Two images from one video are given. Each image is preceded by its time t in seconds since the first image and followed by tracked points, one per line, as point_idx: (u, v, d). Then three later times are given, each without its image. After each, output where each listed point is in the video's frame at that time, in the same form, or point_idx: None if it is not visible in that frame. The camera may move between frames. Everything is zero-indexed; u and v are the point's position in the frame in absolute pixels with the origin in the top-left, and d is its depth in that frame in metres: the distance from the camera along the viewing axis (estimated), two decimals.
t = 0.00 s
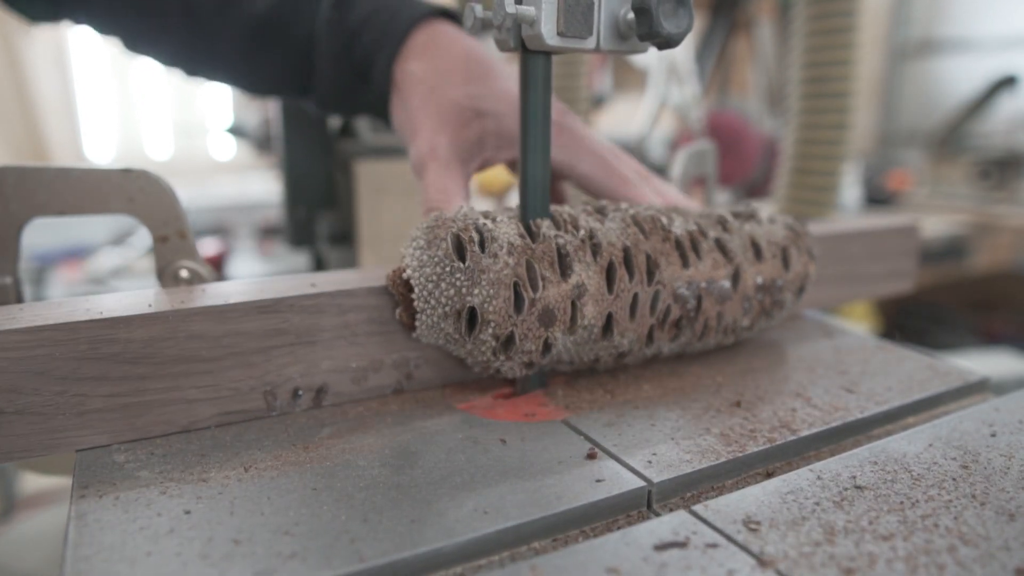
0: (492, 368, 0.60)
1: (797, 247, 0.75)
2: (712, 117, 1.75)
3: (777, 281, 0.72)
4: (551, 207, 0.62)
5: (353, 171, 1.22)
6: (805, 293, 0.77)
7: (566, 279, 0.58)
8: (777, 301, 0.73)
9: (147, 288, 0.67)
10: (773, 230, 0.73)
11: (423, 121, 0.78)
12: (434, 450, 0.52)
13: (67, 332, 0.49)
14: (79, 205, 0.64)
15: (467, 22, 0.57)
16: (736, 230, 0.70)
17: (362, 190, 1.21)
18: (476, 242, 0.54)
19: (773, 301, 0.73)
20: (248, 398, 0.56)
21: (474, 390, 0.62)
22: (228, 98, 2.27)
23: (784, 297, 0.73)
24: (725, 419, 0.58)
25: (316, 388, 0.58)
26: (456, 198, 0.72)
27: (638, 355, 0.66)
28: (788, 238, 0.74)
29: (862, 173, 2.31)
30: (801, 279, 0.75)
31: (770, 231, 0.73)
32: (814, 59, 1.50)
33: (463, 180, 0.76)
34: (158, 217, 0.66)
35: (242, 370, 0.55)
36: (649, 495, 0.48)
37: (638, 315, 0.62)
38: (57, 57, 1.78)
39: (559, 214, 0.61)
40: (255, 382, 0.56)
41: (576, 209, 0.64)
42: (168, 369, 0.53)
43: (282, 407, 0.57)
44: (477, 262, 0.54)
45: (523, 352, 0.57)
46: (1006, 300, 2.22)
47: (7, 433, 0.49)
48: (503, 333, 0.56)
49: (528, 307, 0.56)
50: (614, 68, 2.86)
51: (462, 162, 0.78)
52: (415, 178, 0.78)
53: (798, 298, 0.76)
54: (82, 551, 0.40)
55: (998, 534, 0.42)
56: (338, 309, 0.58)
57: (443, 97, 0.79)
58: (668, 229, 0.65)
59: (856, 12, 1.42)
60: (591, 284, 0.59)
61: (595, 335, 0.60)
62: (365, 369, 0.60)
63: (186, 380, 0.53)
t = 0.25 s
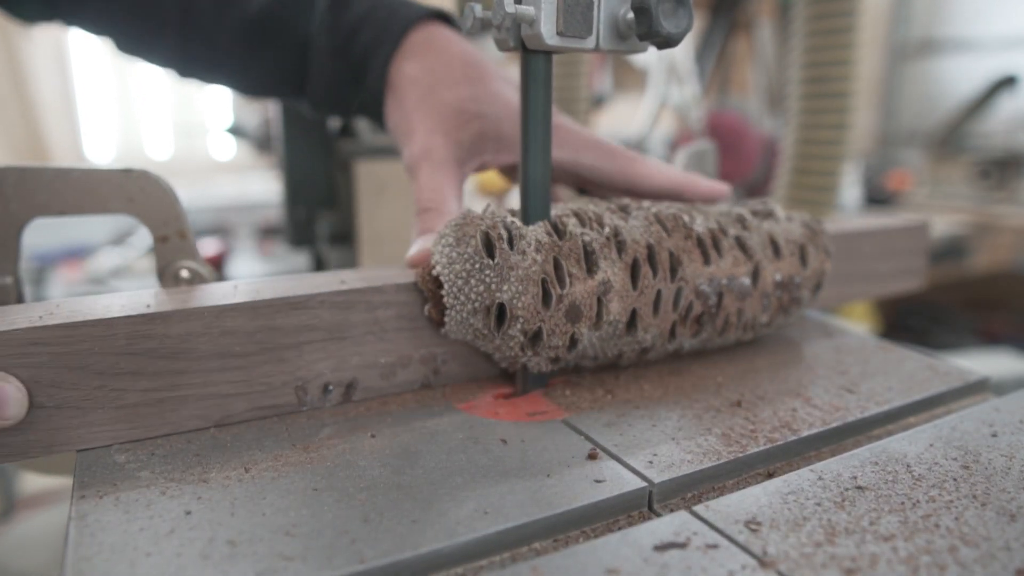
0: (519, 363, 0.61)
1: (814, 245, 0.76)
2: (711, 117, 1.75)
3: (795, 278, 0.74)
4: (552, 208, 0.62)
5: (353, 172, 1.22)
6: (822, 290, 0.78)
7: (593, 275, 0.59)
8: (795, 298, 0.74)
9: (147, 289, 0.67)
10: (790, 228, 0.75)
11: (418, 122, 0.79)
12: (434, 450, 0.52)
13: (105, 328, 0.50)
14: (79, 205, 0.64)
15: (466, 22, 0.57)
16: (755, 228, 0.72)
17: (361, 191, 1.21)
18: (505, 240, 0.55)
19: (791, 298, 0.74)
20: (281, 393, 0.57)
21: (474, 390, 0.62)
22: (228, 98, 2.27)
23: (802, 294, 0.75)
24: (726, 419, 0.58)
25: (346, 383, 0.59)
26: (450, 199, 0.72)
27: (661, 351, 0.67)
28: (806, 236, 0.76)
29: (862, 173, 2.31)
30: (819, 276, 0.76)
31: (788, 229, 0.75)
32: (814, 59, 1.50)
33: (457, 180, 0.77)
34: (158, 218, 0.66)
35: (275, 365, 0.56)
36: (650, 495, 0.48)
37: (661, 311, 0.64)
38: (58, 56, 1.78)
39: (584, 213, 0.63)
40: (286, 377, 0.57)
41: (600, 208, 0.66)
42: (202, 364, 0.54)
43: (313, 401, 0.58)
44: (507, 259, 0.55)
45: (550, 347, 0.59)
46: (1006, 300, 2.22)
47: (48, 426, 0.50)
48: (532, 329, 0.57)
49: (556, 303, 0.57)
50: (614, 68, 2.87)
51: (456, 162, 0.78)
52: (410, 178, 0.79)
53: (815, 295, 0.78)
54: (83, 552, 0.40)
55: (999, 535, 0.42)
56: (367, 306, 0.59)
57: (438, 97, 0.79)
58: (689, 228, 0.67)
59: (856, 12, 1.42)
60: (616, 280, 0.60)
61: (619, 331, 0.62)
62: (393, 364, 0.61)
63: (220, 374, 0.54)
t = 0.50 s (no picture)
0: (533, 360, 0.62)
1: (824, 243, 0.76)
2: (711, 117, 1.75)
3: (805, 277, 0.74)
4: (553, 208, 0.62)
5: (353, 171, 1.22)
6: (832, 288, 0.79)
7: (607, 273, 0.60)
8: (805, 296, 0.75)
9: (147, 289, 0.67)
10: (800, 227, 0.75)
11: (422, 119, 0.79)
12: (434, 449, 0.52)
13: (126, 326, 0.51)
14: (79, 205, 0.64)
15: (466, 22, 0.57)
16: (766, 227, 0.72)
17: (361, 191, 1.21)
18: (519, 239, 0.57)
19: (801, 296, 0.74)
20: (298, 390, 0.58)
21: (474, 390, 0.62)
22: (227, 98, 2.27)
23: (812, 292, 0.75)
24: (726, 419, 0.58)
25: (362, 380, 0.60)
26: (460, 195, 0.73)
27: (673, 348, 0.68)
28: (815, 235, 0.76)
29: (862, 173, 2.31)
30: (829, 274, 0.76)
31: (798, 228, 0.75)
32: (814, 59, 1.50)
33: (465, 177, 0.77)
34: (158, 217, 0.66)
35: (292, 362, 0.57)
36: (649, 495, 0.48)
37: (674, 308, 0.64)
38: (58, 57, 1.79)
39: (598, 211, 0.63)
40: (304, 374, 0.58)
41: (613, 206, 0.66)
42: (223, 360, 0.54)
43: (331, 398, 0.59)
44: (523, 256, 0.56)
45: (564, 344, 0.60)
46: (1006, 300, 2.22)
47: (71, 422, 0.51)
48: (546, 326, 0.58)
49: (570, 300, 0.58)
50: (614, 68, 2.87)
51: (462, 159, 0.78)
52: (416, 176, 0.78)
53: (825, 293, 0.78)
54: (83, 550, 0.40)
55: (998, 535, 0.42)
56: (384, 303, 0.59)
57: (441, 95, 0.79)
58: (701, 226, 0.67)
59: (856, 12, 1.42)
60: (630, 278, 0.61)
61: (632, 328, 0.62)
62: (409, 361, 0.62)
63: (239, 371, 0.55)
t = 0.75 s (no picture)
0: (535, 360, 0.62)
1: (825, 243, 0.76)
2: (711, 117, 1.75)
3: (807, 276, 0.74)
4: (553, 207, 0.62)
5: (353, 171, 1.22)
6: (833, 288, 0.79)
7: (609, 273, 0.60)
8: (807, 296, 0.75)
9: (147, 288, 0.67)
10: (801, 227, 0.75)
11: (423, 119, 0.79)
12: (434, 449, 0.52)
13: (130, 325, 0.51)
14: (79, 205, 0.64)
15: (467, 22, 0.57)
16: (767, 226, 0.72)
17: (361, 191, 1.21)
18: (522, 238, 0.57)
19: (803, 296, 0.75)
20: (301, 389, 0.58)
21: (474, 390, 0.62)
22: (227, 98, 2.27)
23: (813, 292, 0.75)
24: (726, 419, 0.58)
25: (365, 379, 0.60)
26: (462, 195, 0.73)
27: (674, 348, 0.68)
28: (816, 234, 0.76)
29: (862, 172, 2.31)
30: (830, 274, 0.76)
31: (799, 228, 0.75)
32: (814, 60, 1.50)
33: (465, 176, 0.77)
34: (158, 218, 0.66)
35: (295, 362, 0.57)
36: (649, 495, 0.48)
37: (676, 308, 0.64)
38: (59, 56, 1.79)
39: (600, 210, 0.63)
40: (307, 373, 0.58)
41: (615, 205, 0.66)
42: (225, 360, 0.54)
43: (334, 397, 0.59)
44: (525, 256, 0.56)
45: (567, 344, 0.60)
46: (1006, 300, 2.22)
47: (74, 422, 0.51)
48: (549, 326, 0.58)
49: (573, 300, 0.58)
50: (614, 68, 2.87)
51: (463, 158, 0.78)
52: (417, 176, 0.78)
53: (827, 293, 0.78)
54: (84, 551, 0.40)
55: (999, 534, 0.42)
56: (387, 304, 0.59)
57: (441, 95, 0.79)
58: (703, 226, 0.67)
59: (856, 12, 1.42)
60: (632, 278, 0.61)
61: (635, 328, 0.62)
62: (412, 361, 0.62)
63: (243, 370, 0.55)
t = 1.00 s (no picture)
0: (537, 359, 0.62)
1: (826, 243, 0.76)
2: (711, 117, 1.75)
3: (808, 276, 0.74)
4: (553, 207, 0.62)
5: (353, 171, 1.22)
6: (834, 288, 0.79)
7: (611, 273, 0.60)
8: (808, 295, 0.75)
9: (147, 288, 0.67)
10: (802, 226, 0.75)
11: (423, 119, 0.79)
12: (435, 449, 0.52)
13: (132, 325, 0.51)
14: (79, 205, 0.64)
15: (467, 22, 0.57)
16: (769, 226, 0.72)
17: (361, 191, 1.21)
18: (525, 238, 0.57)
19: (804, 295, 0.75)
20: (303, 389, 0.58)
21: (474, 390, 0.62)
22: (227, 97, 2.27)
23: (814, 292, 0.75)
24: (727, 419, 0.58)
25: (367, 379, 0.60)
26: (464, 195, 0.73)
27: (676, 347, 0.68)
28: (817, 234, 0.76)
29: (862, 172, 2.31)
30: (831, 274, 0.76)
31: (800, 227, 0.75)
32: (814, 59, 1.50)
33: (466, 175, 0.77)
34: (158, 218, 0.66)
35: (298, 361, 0.57)
36: (649, 495, 0.48)
37: (678, 308, 0.64)
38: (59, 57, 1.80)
39: (601, 210, 0.63)
40: (309, 373, 0.58)
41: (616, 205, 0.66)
42: (228, 360, 0.54)
43: (336, 397, 0.59)
44: (528, 256, 0.56)
45: (569, 343, 0.60)
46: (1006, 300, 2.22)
47: (76, 421, 0.51)
48: (552, 325, 0.58)
49: (575, 300, 0.58)
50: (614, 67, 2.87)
51: (464, 158, 0.78)
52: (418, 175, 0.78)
53: (828, 292, 0.78)
54: (84, 551, 0.40)
55: (998, 535, 0.42)
56: (388, 303, 0.59)
57: (442, 94, 0.79)
58: (705, 226, 0.67)
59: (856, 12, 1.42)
60: (634, 278, 0.61)
61: (636, 327, 0.62)
62: (413, 361, 0.62)
63: (245, 370, 0.55)
